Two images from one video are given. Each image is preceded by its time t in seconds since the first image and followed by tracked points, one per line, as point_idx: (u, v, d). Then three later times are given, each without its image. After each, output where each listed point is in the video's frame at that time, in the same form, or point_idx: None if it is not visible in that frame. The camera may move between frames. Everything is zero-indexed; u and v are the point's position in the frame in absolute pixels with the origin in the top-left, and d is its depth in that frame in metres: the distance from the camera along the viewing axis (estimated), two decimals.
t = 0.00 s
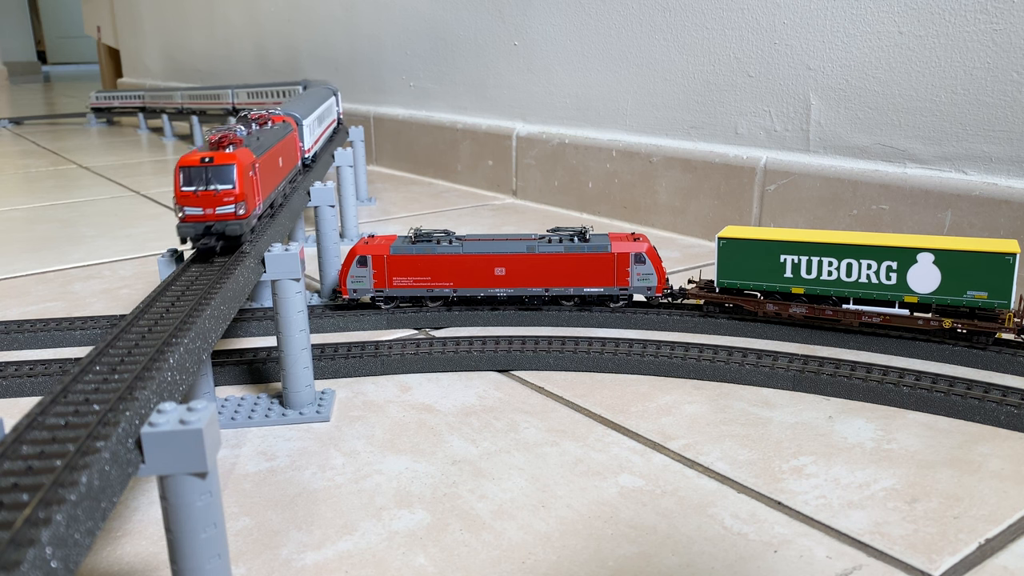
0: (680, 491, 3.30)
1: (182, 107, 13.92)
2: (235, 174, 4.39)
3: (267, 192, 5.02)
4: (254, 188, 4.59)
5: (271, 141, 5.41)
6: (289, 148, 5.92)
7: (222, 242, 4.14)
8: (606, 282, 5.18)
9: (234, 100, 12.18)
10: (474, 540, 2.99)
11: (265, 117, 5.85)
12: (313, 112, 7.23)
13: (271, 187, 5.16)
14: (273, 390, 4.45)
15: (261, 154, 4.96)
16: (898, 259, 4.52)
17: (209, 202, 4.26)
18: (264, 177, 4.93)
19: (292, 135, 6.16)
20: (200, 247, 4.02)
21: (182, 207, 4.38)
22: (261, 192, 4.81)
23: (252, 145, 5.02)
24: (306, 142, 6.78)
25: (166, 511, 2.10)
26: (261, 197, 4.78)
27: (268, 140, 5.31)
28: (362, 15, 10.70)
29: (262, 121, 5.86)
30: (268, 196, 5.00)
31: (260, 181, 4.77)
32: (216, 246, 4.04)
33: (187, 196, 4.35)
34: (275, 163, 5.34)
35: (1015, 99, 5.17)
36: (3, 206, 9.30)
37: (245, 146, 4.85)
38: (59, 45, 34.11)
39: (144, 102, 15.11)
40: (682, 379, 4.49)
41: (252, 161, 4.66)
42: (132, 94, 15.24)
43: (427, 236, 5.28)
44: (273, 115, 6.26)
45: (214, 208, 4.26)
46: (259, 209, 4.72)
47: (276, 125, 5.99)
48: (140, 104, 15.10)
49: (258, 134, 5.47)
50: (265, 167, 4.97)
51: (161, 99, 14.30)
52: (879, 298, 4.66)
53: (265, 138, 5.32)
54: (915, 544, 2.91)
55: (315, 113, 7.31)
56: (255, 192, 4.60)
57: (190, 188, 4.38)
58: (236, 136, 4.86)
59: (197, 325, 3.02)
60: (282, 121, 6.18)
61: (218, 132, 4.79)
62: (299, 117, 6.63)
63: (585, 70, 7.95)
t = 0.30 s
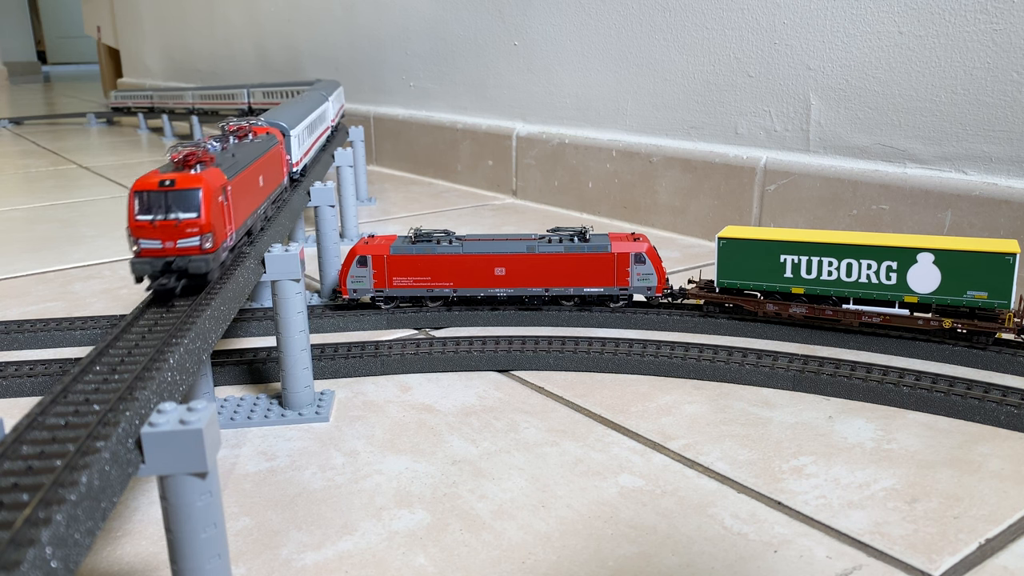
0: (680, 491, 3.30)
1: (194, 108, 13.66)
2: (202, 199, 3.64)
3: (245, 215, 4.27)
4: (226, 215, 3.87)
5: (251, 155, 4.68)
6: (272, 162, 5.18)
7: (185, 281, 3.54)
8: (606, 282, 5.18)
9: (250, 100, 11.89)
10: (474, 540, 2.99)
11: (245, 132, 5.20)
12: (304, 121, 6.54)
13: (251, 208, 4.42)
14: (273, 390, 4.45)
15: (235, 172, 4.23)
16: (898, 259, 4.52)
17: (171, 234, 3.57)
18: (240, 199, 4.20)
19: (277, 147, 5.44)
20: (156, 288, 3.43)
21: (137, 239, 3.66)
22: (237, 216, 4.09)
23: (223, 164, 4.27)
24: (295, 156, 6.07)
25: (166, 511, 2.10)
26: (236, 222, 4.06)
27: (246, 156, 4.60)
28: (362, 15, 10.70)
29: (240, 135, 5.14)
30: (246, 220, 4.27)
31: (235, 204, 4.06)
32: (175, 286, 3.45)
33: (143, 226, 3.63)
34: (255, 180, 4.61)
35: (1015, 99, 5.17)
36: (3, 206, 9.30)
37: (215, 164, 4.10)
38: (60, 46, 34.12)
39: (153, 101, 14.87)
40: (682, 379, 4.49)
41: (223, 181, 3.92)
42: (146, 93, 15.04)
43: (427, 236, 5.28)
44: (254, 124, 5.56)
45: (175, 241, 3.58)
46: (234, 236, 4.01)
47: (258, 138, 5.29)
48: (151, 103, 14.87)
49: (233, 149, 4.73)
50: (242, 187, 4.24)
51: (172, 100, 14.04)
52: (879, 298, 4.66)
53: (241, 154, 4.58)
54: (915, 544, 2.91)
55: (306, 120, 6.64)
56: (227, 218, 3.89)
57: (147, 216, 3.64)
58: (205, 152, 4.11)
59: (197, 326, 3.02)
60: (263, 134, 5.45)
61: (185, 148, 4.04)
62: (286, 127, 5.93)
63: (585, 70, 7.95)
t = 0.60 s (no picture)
0: (679, 491, 3.30)
1: (206, 108, 13.37)
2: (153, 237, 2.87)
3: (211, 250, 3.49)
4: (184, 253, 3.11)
5: (221, 176, 3.90)
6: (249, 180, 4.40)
7: (132, 338, 2.82)
8: (606, 282, 5.18)
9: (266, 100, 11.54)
10: (474, 540, 2.99)
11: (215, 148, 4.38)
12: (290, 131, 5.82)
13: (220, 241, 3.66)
14: (273, 390, 4.45)
15: (200, 197, 3.45)
16: (898, 259, 4.52)
17: (113, 280, 2.80)
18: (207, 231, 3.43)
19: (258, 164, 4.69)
20: (93, 347, 2.70)
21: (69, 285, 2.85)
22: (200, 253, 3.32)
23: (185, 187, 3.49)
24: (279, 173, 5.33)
25: (166, 511, 2.10)
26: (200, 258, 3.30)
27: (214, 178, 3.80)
28: (362, 15, 10.70)
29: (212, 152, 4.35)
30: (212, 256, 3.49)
31: (197, 240, 3.30)
32: (117, 345, 2.72)
33: (76, 268, 2.83)
34: (227, 205, 3.83)
35: (1015, 99, 5.17)
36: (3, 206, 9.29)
37: (173, 190, 3.33)
38: (60, 45, 34.11)
39: (163, 101, 14.59)
40: (682, 379, 4.49)
41: (180, 212, 3.15)
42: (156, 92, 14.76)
43: (427, 236, 5.27)
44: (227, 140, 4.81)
45: (118, 288, 2.81)
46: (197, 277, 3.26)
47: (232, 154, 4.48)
48: (161, 102, 14.59)
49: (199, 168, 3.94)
50: (208, 216, 3.47)
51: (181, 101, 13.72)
52: (879, 298, 4.66)
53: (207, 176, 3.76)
54: (915, 544, 2.91)
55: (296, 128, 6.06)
56: (186, 257, 3.13)
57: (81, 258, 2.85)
58: (159, 176, 3.33)
59: (196, 326, 3.02)
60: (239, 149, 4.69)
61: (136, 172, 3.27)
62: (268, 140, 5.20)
63: (585, 70, 7.95)
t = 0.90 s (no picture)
0: (679, 491, 3.30)
1: (216, 108, 13.10)
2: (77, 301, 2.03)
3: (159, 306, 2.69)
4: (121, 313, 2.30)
5: (181, 207, 3.10)
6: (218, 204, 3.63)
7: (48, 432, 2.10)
8: (606, 282, 5.18)
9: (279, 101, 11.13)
10: (474, 540, 2.99)
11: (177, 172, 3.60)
12: (273, 144, 5.06)
13: (174, 290, 2.87)
14: (273, 390, 4.45)
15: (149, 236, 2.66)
16: (898, 259, 4.52)
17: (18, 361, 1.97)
18: (154, 283, 2.64)
19: (229, 184, 3.92)
20: None
21: None
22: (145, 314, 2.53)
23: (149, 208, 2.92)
24: (259, 195, 4.55)
25: (166, 511, 2.10)
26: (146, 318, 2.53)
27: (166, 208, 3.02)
28: (362, 15, 10.70)
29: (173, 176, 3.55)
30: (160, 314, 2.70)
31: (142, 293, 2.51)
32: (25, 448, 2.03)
33: None
34: (187, 241, 3.03)
35: (1015, 99, 5.17)
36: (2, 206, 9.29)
37: (112, 229, 2.52)
38: (60, 45, 34.12)
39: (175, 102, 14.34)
40: (682, 379, 4.49)
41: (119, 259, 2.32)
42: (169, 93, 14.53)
43: (427, 236, 5.27)
44: (191, 156, 4.01)
45: (25, 370, 1.98)
46: (136, 342, 2.45)
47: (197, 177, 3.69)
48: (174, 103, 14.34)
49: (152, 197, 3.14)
50: (159, 262, 2.68)
51: (193, 100, 13.41)
52: (879, 298, 4.66)
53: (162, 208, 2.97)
54: (915, 544, 2.91)
55: (293, 128, 5.87)
56: (125, 319, 2.33)
57: None
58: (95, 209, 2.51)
59: (197, 326, 3.02)
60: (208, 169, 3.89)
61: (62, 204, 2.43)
62: (246, 155, 4.44)
63: (585, 70, 7.95)
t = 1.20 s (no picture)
0: (679, 491, 3.30)
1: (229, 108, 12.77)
2: None
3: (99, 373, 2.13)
4: None
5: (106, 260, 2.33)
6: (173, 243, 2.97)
7: None
8: (606, 282, 5.18)
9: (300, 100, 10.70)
10: (474, 540, 2.99)
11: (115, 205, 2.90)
12: (252, 160, 4.46)
13: (104, 370, 2.17)
14: (273, 390, 4.45)
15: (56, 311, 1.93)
16: (898, 259, 4.52)
17: None
18: (81, 357, 2.02)
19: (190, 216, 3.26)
20: None
21: None
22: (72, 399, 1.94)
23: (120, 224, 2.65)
24: (230, 223, 3.87)
25: (166, 511, 2.10)
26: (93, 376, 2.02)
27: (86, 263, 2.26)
28: (362, 15, 10.70)
29: (113, 212, 2.84)
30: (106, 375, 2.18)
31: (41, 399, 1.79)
32: None
33: None
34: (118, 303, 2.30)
35: (1015, 99, 5.17)
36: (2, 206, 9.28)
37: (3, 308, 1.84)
38: (60, 45, 34.11)
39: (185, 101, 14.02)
40: (682, 379, 4.49)
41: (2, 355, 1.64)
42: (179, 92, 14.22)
43: (427, 236, 5.27)
44: (151, 179, 3.37)
45: None
46: (33, 467, 1.75)
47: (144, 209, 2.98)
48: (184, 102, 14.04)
49: (76, 241, 2.40)
50: (86, 330, 2.05)
51: (208, 100, 13.12)
52: (879, 298, 4.66)
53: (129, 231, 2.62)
54: (915, 544, 2.91)
55: (275, 141, 5.21)
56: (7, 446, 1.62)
57: None
58: None
59: (197, 326, 3.02)
60: (163, 198, 3.21)
61: None
62: (216, 176, 3.80)
63: (585, 70, 7.95)
